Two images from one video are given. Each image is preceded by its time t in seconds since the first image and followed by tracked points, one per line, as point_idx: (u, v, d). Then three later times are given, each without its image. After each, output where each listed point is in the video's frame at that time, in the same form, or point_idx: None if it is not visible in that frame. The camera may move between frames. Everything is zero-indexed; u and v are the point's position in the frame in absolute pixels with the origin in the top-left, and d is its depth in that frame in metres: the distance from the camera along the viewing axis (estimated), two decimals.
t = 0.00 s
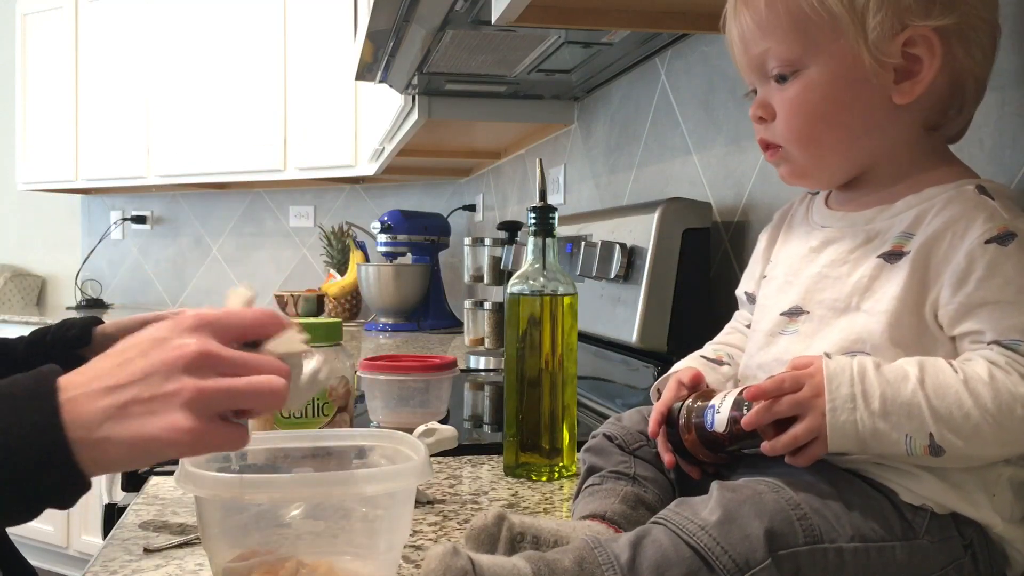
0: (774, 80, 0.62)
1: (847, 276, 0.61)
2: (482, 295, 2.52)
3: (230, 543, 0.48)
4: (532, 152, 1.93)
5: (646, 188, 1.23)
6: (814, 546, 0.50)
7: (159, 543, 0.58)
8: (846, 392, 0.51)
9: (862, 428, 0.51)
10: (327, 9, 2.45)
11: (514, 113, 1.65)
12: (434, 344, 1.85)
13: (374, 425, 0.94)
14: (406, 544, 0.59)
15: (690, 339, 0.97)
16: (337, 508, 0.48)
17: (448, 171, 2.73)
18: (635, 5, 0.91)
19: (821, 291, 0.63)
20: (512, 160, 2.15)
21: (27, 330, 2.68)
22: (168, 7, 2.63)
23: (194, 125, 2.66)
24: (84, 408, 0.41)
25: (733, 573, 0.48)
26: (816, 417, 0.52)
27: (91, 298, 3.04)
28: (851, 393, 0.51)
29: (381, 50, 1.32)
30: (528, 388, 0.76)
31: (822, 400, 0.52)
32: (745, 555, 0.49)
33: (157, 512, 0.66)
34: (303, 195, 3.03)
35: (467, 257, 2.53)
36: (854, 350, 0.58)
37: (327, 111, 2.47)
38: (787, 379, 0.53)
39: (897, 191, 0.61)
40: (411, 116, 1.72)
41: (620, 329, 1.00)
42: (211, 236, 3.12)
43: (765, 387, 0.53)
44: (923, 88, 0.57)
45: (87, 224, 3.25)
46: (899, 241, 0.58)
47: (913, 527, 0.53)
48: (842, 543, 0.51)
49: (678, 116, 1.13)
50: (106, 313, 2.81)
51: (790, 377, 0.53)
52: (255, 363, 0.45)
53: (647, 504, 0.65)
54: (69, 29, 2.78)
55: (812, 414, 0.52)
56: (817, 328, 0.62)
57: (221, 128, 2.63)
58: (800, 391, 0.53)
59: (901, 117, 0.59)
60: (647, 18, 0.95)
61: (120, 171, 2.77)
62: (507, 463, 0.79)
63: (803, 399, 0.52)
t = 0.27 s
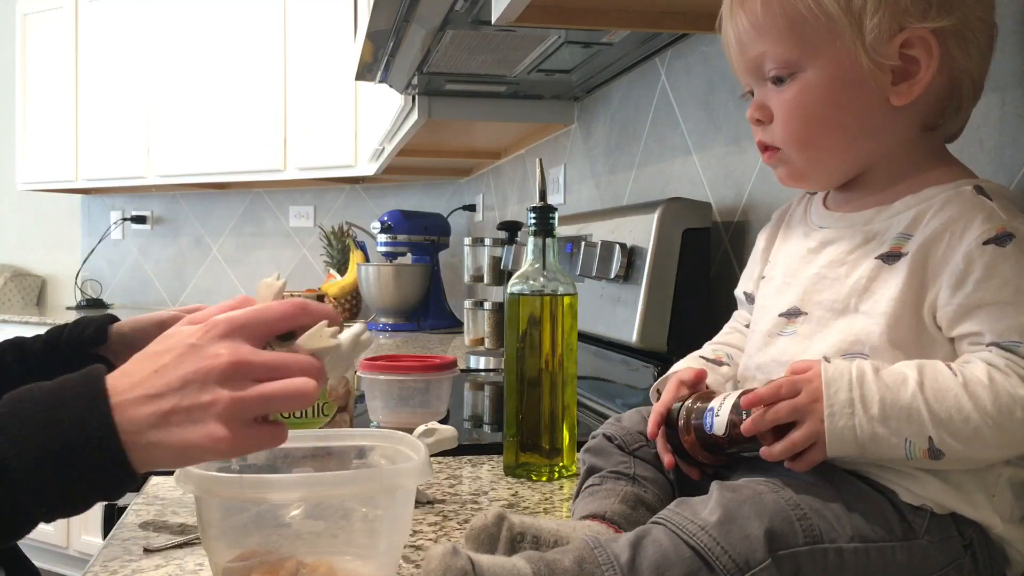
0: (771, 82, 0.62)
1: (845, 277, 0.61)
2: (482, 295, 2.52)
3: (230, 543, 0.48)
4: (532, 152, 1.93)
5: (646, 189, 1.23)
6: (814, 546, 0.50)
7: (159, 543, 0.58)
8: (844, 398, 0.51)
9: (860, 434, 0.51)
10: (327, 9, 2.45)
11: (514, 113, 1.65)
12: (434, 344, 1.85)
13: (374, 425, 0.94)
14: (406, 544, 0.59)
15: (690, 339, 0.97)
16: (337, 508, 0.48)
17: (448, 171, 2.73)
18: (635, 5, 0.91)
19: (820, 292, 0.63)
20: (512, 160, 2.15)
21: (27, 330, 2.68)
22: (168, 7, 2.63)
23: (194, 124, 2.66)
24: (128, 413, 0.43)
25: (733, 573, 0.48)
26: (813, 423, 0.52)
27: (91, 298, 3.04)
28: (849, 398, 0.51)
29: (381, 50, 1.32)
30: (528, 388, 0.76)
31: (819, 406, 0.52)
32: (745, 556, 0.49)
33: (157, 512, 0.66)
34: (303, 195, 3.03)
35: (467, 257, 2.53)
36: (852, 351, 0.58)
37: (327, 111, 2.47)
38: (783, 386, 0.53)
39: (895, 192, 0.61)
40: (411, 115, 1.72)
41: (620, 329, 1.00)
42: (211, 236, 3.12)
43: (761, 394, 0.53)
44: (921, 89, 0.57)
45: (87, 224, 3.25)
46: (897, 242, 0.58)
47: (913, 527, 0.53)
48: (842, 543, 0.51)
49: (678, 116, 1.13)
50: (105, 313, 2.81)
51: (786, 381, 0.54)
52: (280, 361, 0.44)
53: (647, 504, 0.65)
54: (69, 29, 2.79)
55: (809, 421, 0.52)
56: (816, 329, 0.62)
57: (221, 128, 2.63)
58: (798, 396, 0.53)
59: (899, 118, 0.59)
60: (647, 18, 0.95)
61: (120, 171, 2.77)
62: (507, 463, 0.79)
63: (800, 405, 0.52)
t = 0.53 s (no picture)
0: (771, 83, 0.62)
1: (845, 278, 0.61)
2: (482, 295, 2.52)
3: (230, 543, 0.48)
4: (532, 152, 1.93)
5: (646, 189, 1.23)
6: (815, 547, 0.50)
7: (159, 543, 0.58)
8: (845, 403, 0.51)
9: (862, 439, 0.51)
10: (327, 9, 2.45)
11: (514, 113, 1.65)
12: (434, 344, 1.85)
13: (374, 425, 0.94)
14: (407, 544, 0.59)
15: (690, 339, 0.97)
16: (338, 508, 0.48)
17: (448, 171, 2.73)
18: (636, 5, 0.91)
19: (819, 292, 0.63)
20: (512, 160, 2.15)
21: (27, 330, 2.68)
22: (168, 7, 2.63)
23: (194, 124, 2.66)
24: (73, 426, 0.43)
25: (733, 574, 0.48)
26: (815, 427, 0.52)
27: (91, 298, 3.04)
28: (851, 403, 0.51)
29: (381, 50, 1.32)
30: (529, 387, 0.76)
31: (820, 412, 0.52)
32: (745, 556, 0.49)
33: (157, 512, 0.66)
34: (303, 195, 3.03)
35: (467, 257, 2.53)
36: (852, 352, 0.58)
37: (327, 111, 2.47)
38: (785, 391, 0.53)
39: (894, 192, 0.61)
40: (411, 115, 1.72)
41: (620, 329, 1.00)
42: (211, 236, 3.12)
43: (761, 401, 0.54)
44: (921, 90, 0.57)
45: (87, 224, 3.25)
46: (897, 243, 0.58)
47: (913, 527, 0.53)
48: (842, 543, 0.51)
49: (678, 116, 1.13)
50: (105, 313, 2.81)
51: (788, 388, 0.54)
52: (235, 374, 0.43)
53: (647, 504, 0.65)
54: (69, 29, 2.78)
55: (811, 427, 0.52)
56: (817, 329, 0.62)
57: (221, 128, 2.63)
58: (799, 402, 0.53)
59: (899, 118, 0.59)
60: (647, 18, 0.95)
61: (120, 171, 2.77)
62: (507, 463, 0.79)
63: (803, 411, 0.52)
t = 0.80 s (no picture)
0: (768, 84, 0.62)
1: (843, 278, 0.61)
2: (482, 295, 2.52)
3: (230, 543, 0.48)
4: (532, 152, 1.93)
5: (646, 189, 1.23)
6: (814, 546, 0.50)
7: (160, 543, 0.58)
8: (843, 406, 0.51)
9: (860, 441, 0.51)
10: (327, 9, 2.45)
11: (514, 113, 1.65)
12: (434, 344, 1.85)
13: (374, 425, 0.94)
14: (406, 544, 0.59)
15: (690, 339, 0.97)
16: (337, 508, 0.48)
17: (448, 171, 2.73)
18: (635, 5, 0.91)
19: (817, 293, 0.63)
20: (512, 160, 2.15)
21: (27, 330, 2.69)
22: (168, 7, 2.63)
23: (194, 124, 2.66)
24: (93, 423, 0.44)
25: (733, 573, 0.48)
26: (814, 431, 0.52)
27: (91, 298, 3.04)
28: (849, 406, 0.51)
29: (381, 50, 1.32)
30: (528, 388, 0.76)
31: (819, 416, 0.52)
32: (745, 556, 0.49)
33: (158, 512, 0.66)
34: (303, 195, 3.03)
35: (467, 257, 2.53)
36: (850, 353, 0.58)
37: (327, 111, 2.47)
38: (784, 396, 0.53)
39: (893, 192, 0.61)
40: (411, 116, 1.72)
41: (619, 329, 1.00)
42: (211, 236, 3.12)
43: (760, 405, 0.54)
44: (918, 90, 0.57)
45: (87, 224, 3.25)
46: (894, 243, 0.58)
47: (913, 527, 0.53)
48: (841, 543, 0.51)
49: (678, 116, 1.13)
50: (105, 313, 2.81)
51: (786, 393, 0.53)
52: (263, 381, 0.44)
53: (647, 504, 0.65)
54: (69, 29, 2.78)
55: (809, 431, 0.52)
56: (815, 330, 0.62)
57: (221, 128, 2.63)
58: (797, 406, 0.53)
59: (896, 118, 0.59)
60: (647, 18, 0.95)
61: (120, 171, 2.77)
62: (507, 463, 0.79)
63: (802, 416, 0.52)
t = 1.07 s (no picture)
0: (767, 84, 0.61)
1: (842, 278, 0.61)
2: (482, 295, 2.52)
3: (230, 543, 0.48)
4: (532, 152, 1.93)
5: (646, 189, 1.23)
6: (814, 546, 0.50)
7: (160, 543, 0.58)
8: (842, 407, 0.51)
9: (859, 443, 0.51)
10: (327, 9, 2.45)
11: (514, 113, 1.65)
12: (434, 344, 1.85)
13: (374, 425, 0.94)
14: (407, 544, 0.59)
15: (690, 339, 0.97)
16: (338, 508, 0.48)
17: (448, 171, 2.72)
18: (635, 5, 0.91)
19: (816, 293, 0.63)
20: (512, 160, 2.15)
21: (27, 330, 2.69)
22: (168, 7, 2.63)
23: (194, 125, 2.66)
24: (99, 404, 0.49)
25: (733, 573, 0.48)
26: (814, 432, 0.52)
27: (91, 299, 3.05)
28: (848, 407, 0.51)
29: (381, 50, 1.32)
30: (528, 387, 0.76)
31: (819, 417, 0.52)
32: (745, 555, 0.49)
33: (157, 512, 0.66)
34: (303, 195, 3.03)
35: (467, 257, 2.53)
36: (850, 352, 0.58)
37: (327, 111, 2.47)
38: (783, 396, 0.53)
39: (892, 192, 0.61)
40: (411, 115, 1.72)
41: (619, 329, 1.00)
42: (211, 236, 3.12)
43: (760, 406, 0.54)
44: (916, 89, 0.57)
45: (87, 224, 3.25)
46: (893, 242, 0.58)
47: (912, 527, 0.53)
48: (841, 543, 0.51)
49: (678, 116, 1.13)
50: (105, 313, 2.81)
51: (784, 395, 0.53)
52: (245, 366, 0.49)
53: (647, 504, 0.65)
54: (69, 29, 2.78)
55: (809, 433, 0.52)
56: (814, 330, 0.62)
57: (220, 128, 2.63)
58: (797, 408, 0.53)
59: (895, 117, 0.59)
60: (647, 18, 0.95)
61: (120, 171, 2.77)
62: (507, 463, 0.79)
63: (801, 417, 0.52)
